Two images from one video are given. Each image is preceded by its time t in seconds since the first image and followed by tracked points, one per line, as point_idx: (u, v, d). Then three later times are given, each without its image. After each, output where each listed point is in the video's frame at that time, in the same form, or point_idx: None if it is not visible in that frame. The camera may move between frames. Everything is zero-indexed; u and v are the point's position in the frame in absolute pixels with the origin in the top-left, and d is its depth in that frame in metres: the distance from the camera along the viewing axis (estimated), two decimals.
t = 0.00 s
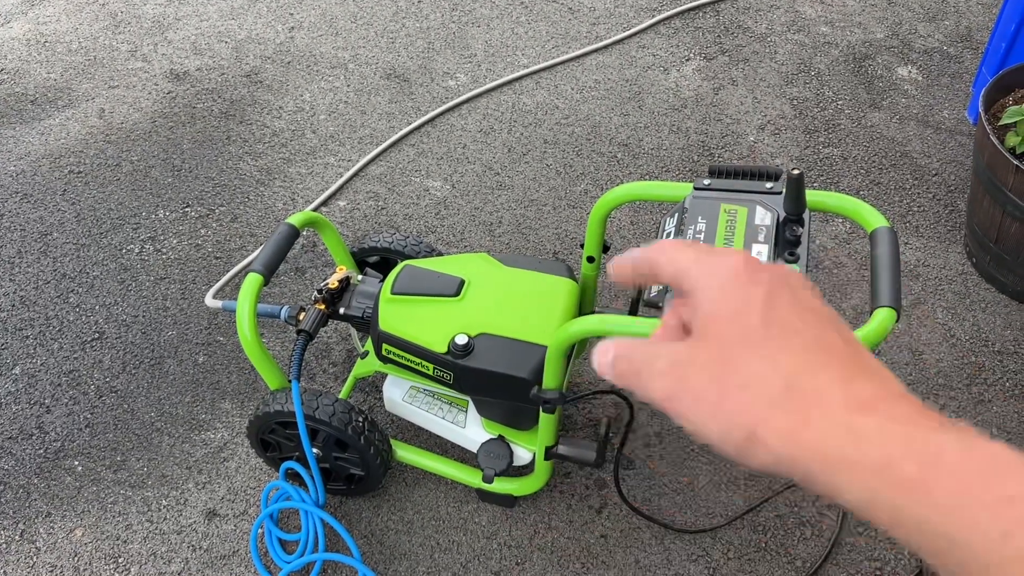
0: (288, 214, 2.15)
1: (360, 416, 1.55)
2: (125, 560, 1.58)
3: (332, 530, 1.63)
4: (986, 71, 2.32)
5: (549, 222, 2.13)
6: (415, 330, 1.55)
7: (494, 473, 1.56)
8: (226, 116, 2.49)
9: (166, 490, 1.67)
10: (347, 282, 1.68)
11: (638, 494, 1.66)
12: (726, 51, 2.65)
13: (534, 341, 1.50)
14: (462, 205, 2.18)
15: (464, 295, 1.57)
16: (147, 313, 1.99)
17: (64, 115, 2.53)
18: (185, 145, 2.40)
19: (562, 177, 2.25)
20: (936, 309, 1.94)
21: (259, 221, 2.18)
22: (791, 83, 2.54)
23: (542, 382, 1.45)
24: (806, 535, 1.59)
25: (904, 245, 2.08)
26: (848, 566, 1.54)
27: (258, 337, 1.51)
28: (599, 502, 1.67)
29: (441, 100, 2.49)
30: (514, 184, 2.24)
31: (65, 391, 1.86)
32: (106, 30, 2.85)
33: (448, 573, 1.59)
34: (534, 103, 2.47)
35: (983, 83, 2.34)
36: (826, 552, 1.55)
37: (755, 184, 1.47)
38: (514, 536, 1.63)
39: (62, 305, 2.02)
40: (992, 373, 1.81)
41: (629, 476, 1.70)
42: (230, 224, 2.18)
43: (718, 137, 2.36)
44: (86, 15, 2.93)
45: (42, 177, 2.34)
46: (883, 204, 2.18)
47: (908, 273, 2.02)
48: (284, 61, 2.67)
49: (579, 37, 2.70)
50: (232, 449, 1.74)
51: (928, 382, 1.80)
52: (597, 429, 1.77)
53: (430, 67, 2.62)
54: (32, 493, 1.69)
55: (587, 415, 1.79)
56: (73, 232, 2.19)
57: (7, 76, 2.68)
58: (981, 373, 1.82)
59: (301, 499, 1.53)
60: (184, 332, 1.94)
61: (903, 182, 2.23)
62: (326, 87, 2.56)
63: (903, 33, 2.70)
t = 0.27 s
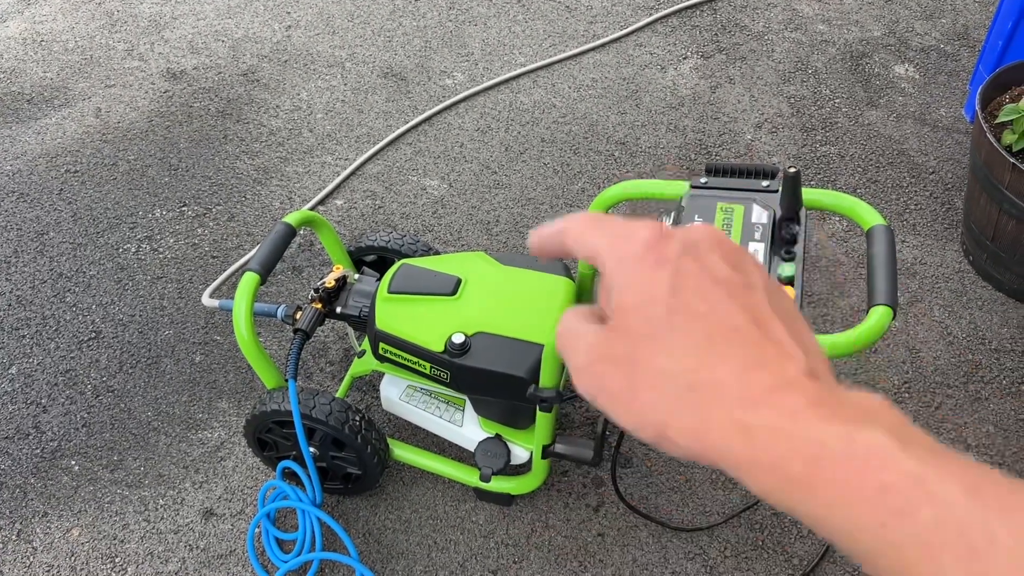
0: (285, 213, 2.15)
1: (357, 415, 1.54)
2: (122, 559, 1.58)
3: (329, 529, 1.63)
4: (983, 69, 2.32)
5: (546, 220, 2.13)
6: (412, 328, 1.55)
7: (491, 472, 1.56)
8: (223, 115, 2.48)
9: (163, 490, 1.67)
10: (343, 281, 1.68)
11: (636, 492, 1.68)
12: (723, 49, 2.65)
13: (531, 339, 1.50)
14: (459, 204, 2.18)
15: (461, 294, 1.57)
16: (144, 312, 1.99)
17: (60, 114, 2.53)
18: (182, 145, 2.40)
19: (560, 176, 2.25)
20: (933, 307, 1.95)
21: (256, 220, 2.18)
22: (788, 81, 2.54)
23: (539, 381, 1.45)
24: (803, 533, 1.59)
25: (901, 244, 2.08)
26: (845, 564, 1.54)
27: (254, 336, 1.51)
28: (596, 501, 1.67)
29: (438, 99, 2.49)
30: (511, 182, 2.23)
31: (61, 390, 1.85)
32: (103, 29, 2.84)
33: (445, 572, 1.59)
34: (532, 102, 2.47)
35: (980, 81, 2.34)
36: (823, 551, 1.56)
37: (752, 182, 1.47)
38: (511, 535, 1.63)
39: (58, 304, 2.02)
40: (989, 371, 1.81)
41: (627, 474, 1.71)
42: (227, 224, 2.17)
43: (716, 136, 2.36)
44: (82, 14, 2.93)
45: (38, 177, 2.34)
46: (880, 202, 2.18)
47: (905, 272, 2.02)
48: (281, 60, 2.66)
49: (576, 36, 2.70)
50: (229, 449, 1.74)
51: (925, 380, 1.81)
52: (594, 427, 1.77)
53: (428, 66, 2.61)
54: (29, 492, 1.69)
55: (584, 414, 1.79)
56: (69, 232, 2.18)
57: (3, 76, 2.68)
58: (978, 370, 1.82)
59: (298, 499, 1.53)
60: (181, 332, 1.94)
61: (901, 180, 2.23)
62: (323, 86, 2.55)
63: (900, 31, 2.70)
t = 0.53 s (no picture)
0: (285, 213, 2.15)
1: (358, 416, 1.54)
2: (123, 560, 1.58)
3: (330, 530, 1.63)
4: (983, 68, 2.32)
5: (547, 220, 2.13)
6: (413, 329, 1.54)
7: (493, 472, 1.56)
8: (223, 115, 2.48)
9: (164, 490, 1.67)
10: (344, 282, 1.67)
11: (638, 492, 1.68)
12: (723, 48, 2.65)
13: (533, 340, 1.50)
14: (460, 204, 2.18)
15: (462, 294, 1.57)
16: (144, 312, 1.98)
17: (59, 114, 2.52)
18: (181, 145, 2.39)
19: (560, 175, 2.25)
20: (934, 306, 1.95)
21: (256, 221, 2.17)
22: (788, 80, 2.53)
23: (540, 381, 1.44)
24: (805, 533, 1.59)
25: (902, 243, 2.08)
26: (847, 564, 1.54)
27: (255, 337, 1.51)
28: (597, 501, 1.67)
29: (438, 98, 2.49)
30: (511, 182, 2.23)
31: (62, 391, 1.85)
32: (102, 29, 2.84)
33: (447, 573, 1.59)
34: (532, 102, 2.47)
35: (980, 81, 2.34)
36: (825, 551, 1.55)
37: (753, 182, 1.47)
38: (513, 535, 1.63)
39: (58, 305, 2.01)
40: (990, 371, 1.81)
41: (628, 475, 1.70)
42: (227, 224, 2.17)
43: (716, 135, 2.36)
44: (81, 14, 2.92)
45: (37, 177, 2.33)
46: (881, 201, 2.18)
47: (906, 271, 2.02)
48: (281, 60, 2.66)
49: (576, 35, 2.70)
50: (230, 449, 1.73)
51: (926, 380, 1.81)
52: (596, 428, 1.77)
53: (427, 66, 2.61)
54: (30, 493, 1.69)
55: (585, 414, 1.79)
56: (69, 232, 2.18)
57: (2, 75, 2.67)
58: (979, 370, 1.82)
59: (299, 499, 1.53)
60: (181, 332, 1.94)
61: (901, 179, 2.23)
62: (322, 86, 2.55)
63: (900, 30, 2.69)
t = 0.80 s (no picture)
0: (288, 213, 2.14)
1: (363, 416, 1.54)
2: (128, 561, 1.57)
3: (335, 530, 1.63)
4: (986, 67, 2.32)
5: (550, 220, 2.13)
6: (418, 329, 1.54)
7: (497, 472, 1.56)
8: (225, 114, 2.48)
9: (168, 491, 1.67)
10: (349, 282, 1.67)
11: (642, 492, 1.68)
12: (726, 48, 2.65)
13: (538, 339, 1.49)
14: (463, 204, 2.18)
15: (466, 294, 1.57)
16: (147, 312, 1.98)
17: (62, 114, 2.52)
18: (184, 145, 2.39)
19: (563, 175, 2.25)
20: (938, 306, 1.94)
21: (259, 221, 2.17)
22: (791, 80, 2.53)
23: (546, 381, 1.44)
24: (810, 533, 1.58)
25: (906, 242, 2.08)
26: (852, 564, 1.54)
27: (260, 337, 1.51)
28: (602, 501, 1.66)
29: (441, 98, 2.49)
30: (515, 182, 2.23)
31: (65, 391, 1.85)
32: (104, 29, 2.83)
33: (451, 573, 1.59)
34: (535, 101, 2.47)
35: (984, 80, 2.34)
36: (830, 551, 1.55)
37: (758, 182, 1.47)
38: (518, 536, 1.63)
39: (62, 305, 2.01)
40: (994, 370, 1.81)
41: (633, 475, 1.70)
42: (230, 224, 2.17)
43: (719, 135, 2.36)
44: (83, 14, 2.92)
45: (40, 177, 2.33)
46: (884, 201, 2.18)
47: (910, 270, 2.02)
48: (283, 60, 2.65)
49: (578, 35, 2.70)
50: (234, 449, 1.73)
51: (931, 379, 1.80)
52: (600, 428, 1.76)
53: (430, 65, 2.61)
54: (33, 494, 1.68)
55: (590, 414, 1.79)
56: (72, 232, 2.18)
57: (4, 75, 2.67)
58: (984, 369, 1.82)
59: (303, 500, 1.53)
60: (185, 332, 1.93)
61: (905, 179, 2.23)
62: (325, 86, 2.55)
63: (903, 29, 2.69)
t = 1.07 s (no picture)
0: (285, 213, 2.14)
1: (358, 416, 1.54)
2: (124, 561, 1.58)
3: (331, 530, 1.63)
4: (983, 67, 2.31)
5: (547, 220, 2.13)
6: (413, 329, 1.54)
7: (493, 472, 1.56)
8: (223, 114, 2.48)
9: (164, 490, 1.67)
10: (345, 282, 1.67)
11: (638, 491, 1.68)
12: (724, 47, 2.65)
13: (533, 339, 1.50)
14: (460, 204, 2.18)
15: (461, 294, 1.57)
16: (144, 312, 1.98)
17: (59, 114, 2.52)
18: (181, 144, 2.39)
19: (560, 175, 2.25)
20: (935, 305, 1.94)
21: (256, 220, 2.17)
22: (788, 80, 2.53)
23: (541, 381, 1.44)
24: (805, 533, 1.59)
25: (902, 242, 2.08)
26: (848, 564, 1.54)
27: (255, 337, 1.51)
28: (598, 500, 1.67)
29: (438, 98, 2.49)
30: (512, 182, 2.23)
31: (62, 391, 1.85)
32: (102, 29, 2.84)
33: (447, 573, 1.59)
34: (532, 101, 2.47)
35: (981, 79, 2.34)
36: (825, 550, 1.55)
37: (753, 182, 1.47)
38: (513, 535, 1.63)
39: (58, 305, 2.01)
40: (991, 370, 1.81)
41: (628, 475, 1.70)
42: (227, 224, 2.17)
43: (716, 134, 2.36)
44: (81, 14, 2.92)
45: (38, 177, 2.33)
46: (881, 200, 2.18)
47: (907, 270, 2.02)
48: (281, 59, 2.65)
49: (576, 35, 2.70)
50: (230, 449, 1.73)
51: (927, 379, 1.81)
52: (596, 427, 1.77)
53: (427, 65, 2.61)
54: (30, 494, 1.69)
55: (586, 414, 1.79)
56: (69, 232, 2.18)
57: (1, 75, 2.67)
58: (980, 369, 1.82)
59: (299, 500, 1.53)
60: (181, 332, 1.94)
61: (902, 178, 2.23)
62: (322, 86, 2.55)
63: (900, 29, 2.69)
